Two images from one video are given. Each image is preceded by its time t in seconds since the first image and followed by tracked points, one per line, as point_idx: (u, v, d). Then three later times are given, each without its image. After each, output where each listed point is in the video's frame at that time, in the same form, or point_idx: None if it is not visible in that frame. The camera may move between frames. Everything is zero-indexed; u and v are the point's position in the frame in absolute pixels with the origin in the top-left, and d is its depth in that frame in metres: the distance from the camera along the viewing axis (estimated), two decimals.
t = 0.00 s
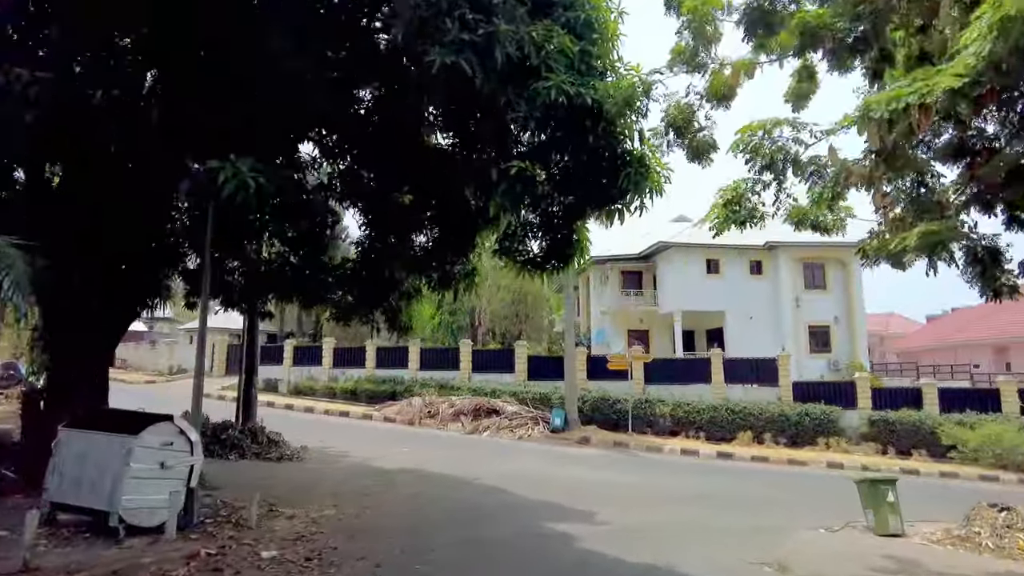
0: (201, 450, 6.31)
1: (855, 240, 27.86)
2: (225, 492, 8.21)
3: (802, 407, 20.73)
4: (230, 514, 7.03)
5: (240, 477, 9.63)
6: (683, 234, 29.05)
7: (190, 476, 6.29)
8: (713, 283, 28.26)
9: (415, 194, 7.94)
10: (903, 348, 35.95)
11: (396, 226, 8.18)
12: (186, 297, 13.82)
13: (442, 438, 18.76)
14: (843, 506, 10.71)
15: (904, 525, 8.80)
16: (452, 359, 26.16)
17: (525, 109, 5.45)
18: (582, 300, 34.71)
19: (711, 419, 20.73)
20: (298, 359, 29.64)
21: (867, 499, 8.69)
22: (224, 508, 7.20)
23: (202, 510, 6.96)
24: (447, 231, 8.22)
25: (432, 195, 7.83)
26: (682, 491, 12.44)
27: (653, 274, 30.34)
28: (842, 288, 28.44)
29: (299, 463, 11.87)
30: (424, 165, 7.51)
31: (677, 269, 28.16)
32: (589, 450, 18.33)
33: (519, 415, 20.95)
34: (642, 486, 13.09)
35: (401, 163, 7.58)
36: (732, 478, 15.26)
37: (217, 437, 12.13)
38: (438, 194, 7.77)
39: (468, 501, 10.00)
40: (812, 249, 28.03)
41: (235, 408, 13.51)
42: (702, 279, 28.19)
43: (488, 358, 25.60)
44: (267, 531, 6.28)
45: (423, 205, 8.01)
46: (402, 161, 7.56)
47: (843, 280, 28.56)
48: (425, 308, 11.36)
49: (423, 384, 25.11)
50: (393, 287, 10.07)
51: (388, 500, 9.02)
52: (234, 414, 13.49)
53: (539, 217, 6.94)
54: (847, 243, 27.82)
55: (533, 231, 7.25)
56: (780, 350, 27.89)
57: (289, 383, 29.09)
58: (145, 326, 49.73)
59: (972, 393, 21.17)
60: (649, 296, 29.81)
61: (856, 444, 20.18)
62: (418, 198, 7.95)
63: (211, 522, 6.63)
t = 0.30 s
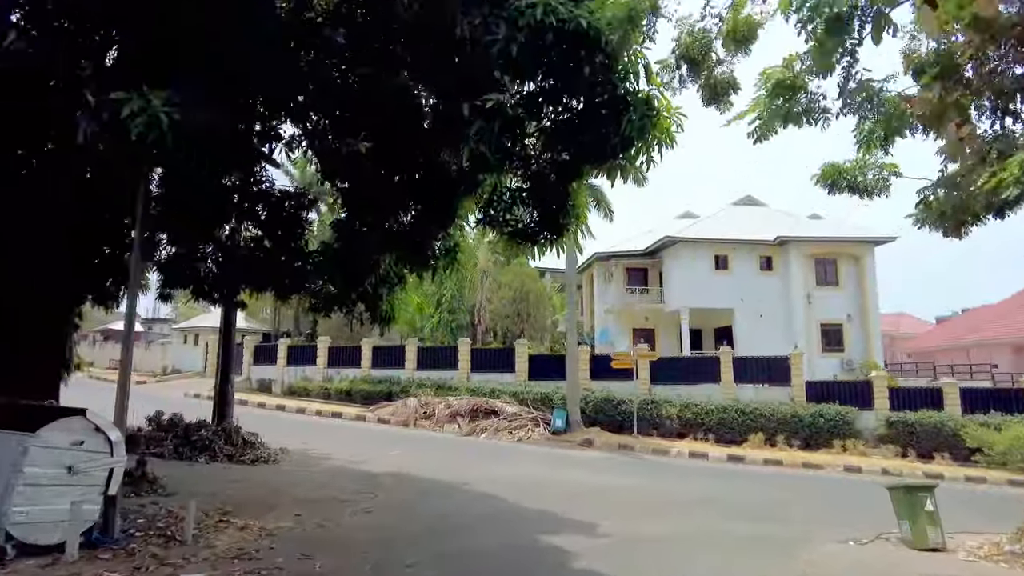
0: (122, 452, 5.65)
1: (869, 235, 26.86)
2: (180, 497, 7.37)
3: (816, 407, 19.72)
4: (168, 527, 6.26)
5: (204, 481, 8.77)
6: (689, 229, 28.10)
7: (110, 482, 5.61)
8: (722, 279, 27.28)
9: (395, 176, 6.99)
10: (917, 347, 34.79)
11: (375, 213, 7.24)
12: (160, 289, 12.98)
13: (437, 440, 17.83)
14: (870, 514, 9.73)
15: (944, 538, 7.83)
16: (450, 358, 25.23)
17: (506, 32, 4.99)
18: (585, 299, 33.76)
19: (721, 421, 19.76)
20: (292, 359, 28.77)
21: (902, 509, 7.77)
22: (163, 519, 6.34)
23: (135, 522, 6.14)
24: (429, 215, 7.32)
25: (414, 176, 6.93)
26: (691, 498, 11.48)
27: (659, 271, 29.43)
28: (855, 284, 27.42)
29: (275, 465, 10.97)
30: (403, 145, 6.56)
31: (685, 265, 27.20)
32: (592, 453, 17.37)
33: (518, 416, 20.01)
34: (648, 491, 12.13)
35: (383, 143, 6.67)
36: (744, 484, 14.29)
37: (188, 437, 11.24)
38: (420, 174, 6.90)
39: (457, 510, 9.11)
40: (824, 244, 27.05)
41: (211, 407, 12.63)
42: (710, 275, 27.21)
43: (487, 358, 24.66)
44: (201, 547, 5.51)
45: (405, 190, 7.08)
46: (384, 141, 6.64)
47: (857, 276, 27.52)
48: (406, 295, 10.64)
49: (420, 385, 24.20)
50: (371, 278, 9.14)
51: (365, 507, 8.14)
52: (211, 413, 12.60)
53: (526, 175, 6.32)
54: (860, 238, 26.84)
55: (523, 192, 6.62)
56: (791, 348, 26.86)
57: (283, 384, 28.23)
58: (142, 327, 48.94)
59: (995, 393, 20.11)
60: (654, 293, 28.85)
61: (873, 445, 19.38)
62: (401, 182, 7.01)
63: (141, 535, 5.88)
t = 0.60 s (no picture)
0: (26, 453, 4.81)
1: (880, 231, 26.01)
2: (127, 504, 6.60)
3: (828, 409, 18.86)
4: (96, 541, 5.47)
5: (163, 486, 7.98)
6: (694, 226, 27.31)
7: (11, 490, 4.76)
8: (728, 277, 26.47)
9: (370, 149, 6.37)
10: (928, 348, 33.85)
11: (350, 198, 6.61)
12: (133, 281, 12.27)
13: (430, 442, 17.02)
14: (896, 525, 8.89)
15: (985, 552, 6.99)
16: (446, 358, 24.43)
17: None
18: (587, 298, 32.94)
19: (728, 423, 18.94)
20: (286, 360, 28.05)
21: (937, 522, 6.99)
22: (91, 532, 5.54)
23: (57, 537, 5.34)
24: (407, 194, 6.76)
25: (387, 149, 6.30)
26: (698, 507, 10.63)
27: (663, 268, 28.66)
28: (865, 282, 26.56)
29: (249, 469, 10.16)
30: (376, 119, 5.92)
31: (689, 263, 26.42)
32: (592, 456, 16.54)
33: (516, 418, 19.19)
34: (652, 498, 11.31)
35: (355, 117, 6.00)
36: (754, 490, 13.45)
37: (158, 438, 10.48)
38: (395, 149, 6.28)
39: (442, 520, 8.31)
40: (834, 241, 26.22)
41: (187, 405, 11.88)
42: (716, 273, 26.42)
43: (485, 357, 23.85)
44: (123, 566, 4.74)
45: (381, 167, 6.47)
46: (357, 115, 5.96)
47: (867, 273, 26.65)
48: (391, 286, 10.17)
49: (416, 385, 23.42)
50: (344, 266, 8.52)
51: (338, 516, 7.35)
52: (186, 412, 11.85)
53: (510, 139, 6.13)
54: (871, 234, 25.99)
55: (505, 153, 6.31)
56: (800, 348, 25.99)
57: (276, 385, 27.53)
58: (138, 328, 48.31)
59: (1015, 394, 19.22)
60: (658, 292, 28.03)
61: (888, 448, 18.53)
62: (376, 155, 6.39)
63: (55, 553, 5.03)
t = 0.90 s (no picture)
0: None
1: (889, 227, 25.24)
2: (62, 513, 5.85)
3: (838, 411, 18.09)
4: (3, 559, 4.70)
5: (113, 491, 7.22)
6: (698, 222, 26.57)
7: None
8: (733, 274, 25.69)
9: (341, 107, 5.55)
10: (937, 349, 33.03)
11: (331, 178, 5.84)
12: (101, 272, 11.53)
13: (421, 446, 16.24)
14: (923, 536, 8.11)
15: None
16: (442, 358, 23.66)
17: None
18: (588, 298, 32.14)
19: (734, 425, 18.17)
20: (278, 360, 27.37)
21: (976, 533, 6.25)
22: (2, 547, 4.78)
23: None
24: (382, 161, 6.00)
25: (360, 111, 5.48)
26: (704, 517, 9.87)
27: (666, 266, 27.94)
28: (873, 280, 25.77)
29: (219, 474, 9.40)
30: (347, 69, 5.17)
31: (693, 260, 25.66)
32: (592, 459, 15.77)
33: (513, 419, 18.40)
34: (655, 505, 10.53)
35: (323, 79, 5.14)
36: (763, 496, 12.67)
37: (123, 440, 9.73)
38: (368, 110, 5.48)
39: (423, 530, 7.54)
40: (841, 237, 25.46)
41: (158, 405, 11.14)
42: (720, 270, 25.65)
43: (481, 357, 23.09)
44: None
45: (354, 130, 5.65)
46: (325, 75, 5.11)
47: (876, 271, 25.88)
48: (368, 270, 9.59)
49: (410, 386, 22.67)
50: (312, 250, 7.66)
51: (303, 526, 6.58)
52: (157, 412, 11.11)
53: (488, 86, 5.72)
54: (880, 230, 25.22)
55: (484, 101, 5.86)
56: (807, 347, 25.20)
57: (268, 387, 26.88)
58: (132, 328, 47.63)
59: None
60: (661, 291, 27.27)
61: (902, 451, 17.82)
62: (348, 116, 5.57)
63: None
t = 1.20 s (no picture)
0: None
1: (898, 223, 24.49)
2: None
3: (848, 411, 17.32)
4: None
5: (54, 497, 6.50)
6: (701, 218, 25.83)
7: None
8: (737, 271, 24.95)
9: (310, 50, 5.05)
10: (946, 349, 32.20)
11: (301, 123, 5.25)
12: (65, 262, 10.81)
13: (412, 448, 15.48)
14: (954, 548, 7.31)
15: None
16: (437, 358, 22.92)
17: None
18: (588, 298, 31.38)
19: (740, 426, 17.41)
20: (269, 360, 26.70)
21: None
22: None
23: None
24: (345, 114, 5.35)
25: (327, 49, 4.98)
26: (710, 527, 9.08)
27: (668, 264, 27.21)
28: (882, 278, 25.00)
29: (182, 477, 8.66)
30: None
31: (696, 257, 24.89)
32: (591, 463, 15.00)
33: (509, 421, 17.62)
34: (657, 513, 9.75)
35: None
36: (772, 502, 11.88)
37: (82, 439, 9.01)
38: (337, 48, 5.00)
39: (398, 539, 6.77)
40: (848, 233, 24.71)
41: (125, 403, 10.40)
42: (724, 268, 24.91)
43: (477, 356, 22.36)
44: None
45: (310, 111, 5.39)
46: None
47: (884, 268, 25.11)
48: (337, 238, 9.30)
49: (403, 387, 21.92)
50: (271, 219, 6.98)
51: (258, 534, 5.81)
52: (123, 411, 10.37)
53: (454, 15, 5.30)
54: (888, 226, 24.47)
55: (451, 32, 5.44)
56: (814, 347, 24.43)
57: (259, 388, 26.22)
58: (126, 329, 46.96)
59: None
60: (663, 290, 26.53)
61: (916, 454, 17.16)
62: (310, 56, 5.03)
63: None
